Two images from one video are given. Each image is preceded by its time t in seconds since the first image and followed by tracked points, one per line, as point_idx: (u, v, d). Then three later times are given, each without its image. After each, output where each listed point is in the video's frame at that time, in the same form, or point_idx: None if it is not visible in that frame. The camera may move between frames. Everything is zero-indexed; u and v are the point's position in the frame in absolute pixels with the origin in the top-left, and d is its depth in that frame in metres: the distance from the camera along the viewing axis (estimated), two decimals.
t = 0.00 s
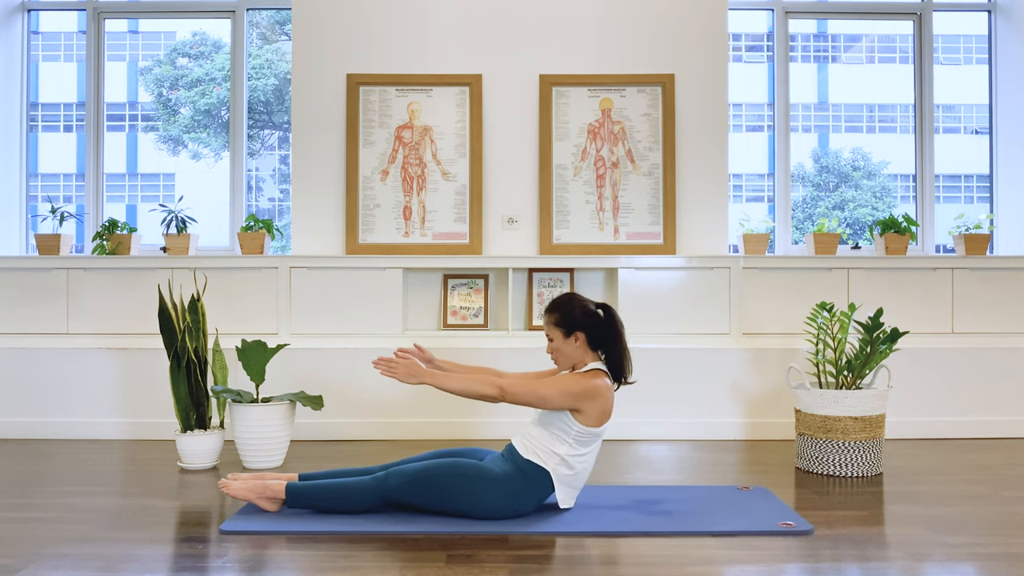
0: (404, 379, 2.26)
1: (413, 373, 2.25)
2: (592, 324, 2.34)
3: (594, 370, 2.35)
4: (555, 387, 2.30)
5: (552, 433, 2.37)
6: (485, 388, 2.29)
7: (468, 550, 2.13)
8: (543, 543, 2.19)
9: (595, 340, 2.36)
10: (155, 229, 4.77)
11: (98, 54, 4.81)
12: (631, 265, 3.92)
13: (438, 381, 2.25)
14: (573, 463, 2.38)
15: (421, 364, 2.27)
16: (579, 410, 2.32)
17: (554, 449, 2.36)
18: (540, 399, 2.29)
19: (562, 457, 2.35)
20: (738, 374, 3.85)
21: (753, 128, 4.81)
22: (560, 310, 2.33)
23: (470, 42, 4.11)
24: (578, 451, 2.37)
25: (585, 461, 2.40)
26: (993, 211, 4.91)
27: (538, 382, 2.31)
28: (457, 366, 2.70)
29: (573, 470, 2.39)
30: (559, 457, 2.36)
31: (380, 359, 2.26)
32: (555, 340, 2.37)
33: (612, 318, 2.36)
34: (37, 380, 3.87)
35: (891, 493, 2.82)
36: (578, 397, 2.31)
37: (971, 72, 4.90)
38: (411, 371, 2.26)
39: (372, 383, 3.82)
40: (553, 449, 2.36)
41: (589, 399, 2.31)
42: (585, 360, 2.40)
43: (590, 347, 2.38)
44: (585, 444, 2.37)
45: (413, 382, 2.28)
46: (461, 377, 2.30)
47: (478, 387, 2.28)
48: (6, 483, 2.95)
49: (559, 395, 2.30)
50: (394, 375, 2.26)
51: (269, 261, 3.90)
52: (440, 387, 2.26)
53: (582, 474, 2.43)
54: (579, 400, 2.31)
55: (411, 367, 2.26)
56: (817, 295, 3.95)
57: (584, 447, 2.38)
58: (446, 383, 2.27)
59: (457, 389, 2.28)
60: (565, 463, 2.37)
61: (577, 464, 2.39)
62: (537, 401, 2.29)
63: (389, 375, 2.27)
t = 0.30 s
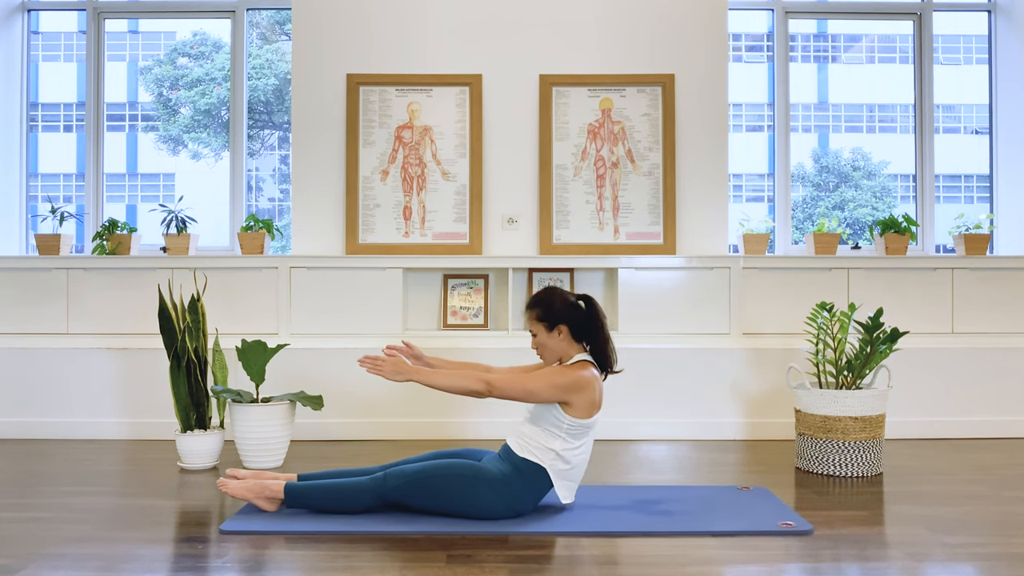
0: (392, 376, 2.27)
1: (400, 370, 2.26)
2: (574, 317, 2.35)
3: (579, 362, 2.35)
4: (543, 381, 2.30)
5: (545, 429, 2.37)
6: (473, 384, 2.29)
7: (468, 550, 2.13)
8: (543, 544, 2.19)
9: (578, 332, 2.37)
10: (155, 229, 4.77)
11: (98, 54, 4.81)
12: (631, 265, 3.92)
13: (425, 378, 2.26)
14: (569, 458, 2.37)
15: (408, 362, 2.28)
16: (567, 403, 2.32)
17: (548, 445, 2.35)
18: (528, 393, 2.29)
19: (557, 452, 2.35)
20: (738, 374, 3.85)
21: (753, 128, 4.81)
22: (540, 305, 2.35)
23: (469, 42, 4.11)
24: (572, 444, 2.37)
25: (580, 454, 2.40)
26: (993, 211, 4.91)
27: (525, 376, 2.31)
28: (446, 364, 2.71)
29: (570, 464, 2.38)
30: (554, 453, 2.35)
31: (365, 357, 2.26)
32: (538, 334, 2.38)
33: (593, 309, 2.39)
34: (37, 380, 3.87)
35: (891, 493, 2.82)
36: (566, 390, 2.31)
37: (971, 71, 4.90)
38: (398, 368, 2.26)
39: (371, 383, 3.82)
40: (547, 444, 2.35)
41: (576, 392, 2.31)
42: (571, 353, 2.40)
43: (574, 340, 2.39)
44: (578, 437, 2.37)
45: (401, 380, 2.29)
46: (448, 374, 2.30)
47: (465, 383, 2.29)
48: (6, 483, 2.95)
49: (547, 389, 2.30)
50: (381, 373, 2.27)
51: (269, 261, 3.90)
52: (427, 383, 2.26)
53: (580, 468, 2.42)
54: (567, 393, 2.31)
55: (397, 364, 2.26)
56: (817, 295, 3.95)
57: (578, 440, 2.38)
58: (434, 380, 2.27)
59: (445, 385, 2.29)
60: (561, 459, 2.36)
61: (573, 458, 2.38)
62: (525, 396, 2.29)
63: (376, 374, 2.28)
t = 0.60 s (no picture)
0: (375, 374, 2.27)
1: (384, 368, 2.27)
2: (553, 309, 2.35)
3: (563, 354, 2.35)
4: (527, 373, 2.28)
5: (535, 424, 2.37)
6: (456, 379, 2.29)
7: (468, 550, 2.13)
8: (543, 543, 2.19)
9: (558, 324, 2.37)
10: (155, 229, 4.77)
11: (98, 54, 4.81)
12: (631, 265, 3.92)
13: (409, 375, 2.26)
14: (564, 450, 2.35)
15: (391, 359, 2.28)
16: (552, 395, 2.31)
17: (539, 439, 2.35)
18: (513, 386, 2.27)
19: (549, 446, 2.34)
20: (739, 374, 3.85)
21: (753, 128, 4.81)
22: (519, 300, 2.35)
23: (469, 42, 4.11)
24: (564, 436, 2.35)
25: (574, 446, 2.38)
26: (992, 211, 4.91)
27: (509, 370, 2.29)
28: (434, 359, 2.72)
29: (564, 457, 2.36)
30: (548, 448, 2.34)
31: (348, 356, 2.26)
32: (520, 328, 2.38)
33: (572, 301, 2.37)
34: (37, 380, 3.87)
35: (891, 493, 2.82)
36: (550, 381, 2.29)
37: (971, 71, 4.90)
38: (380, 366, 2.27)
39: (371, 383, 3.82)
40: (538, 438, 2.35)
41: (561, 382, 2.30)
42: (554, 344, 2.40)
43: (555, 332, 2.38)
44: (569, 429, 2.36)
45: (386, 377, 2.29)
46: (432, 369, 2.30)
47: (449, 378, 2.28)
48: (6, 483, 2.95)
49: (531, 380, 2.28)
50: (365, 371, 2.27)
51: (269, 261, 3.90)
52: (411, 380, 2.26)
53: (577, 460, 2.40)
54: (552, 385, 2.30)
55: (381, 362, 2.27)
56: (817, 295, 3.95)
57: (570, 432, 2.36)
58: (418, 376, 2.27)
59: (429, 381, 2.29)
60: (555, 453, 2.35)
61: (568, 450, 2.37)
62: (510, 389, 2.27)
63: (360, 372, 2.27)
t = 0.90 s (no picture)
0: (359, 367, 2.26)
1: (367, 361, 2.25)
2: (532, 305, 2.35)
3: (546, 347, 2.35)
4: (511, 368, 2.28)
5: (528, 422, 2.37)
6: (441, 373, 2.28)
7: (468, 550, 2.13)
8: (543, 543, 2.19)
9: (538, 319, 2.37)
10: (155, 229, 4.77)
11: (98, 54, 4.81)
12: (631, 265, 3.92)
13: (393, 368, 2.24)
14: (560, 444, 2.35)
15: (375, 352, 2.27)
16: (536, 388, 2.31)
17: (533, 436, 2.34)
18: (497, 381, 2.27)
19: (544, 442, 2.33)
20: (739, 373, 3.85)
21: (753, 128, 4.81)
22: (497, 298, 2.35)
23: (469, 42, 4.11)
24: (558, 430, 2.35)
25: (569, 438, 2.38)
26: (992, 211, 4.91)
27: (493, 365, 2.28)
28: (419, 354, 2.71)
29: (560, 452, 2.35)
30: (543, 444, 2.34)
31: (331, 349, 2.23)
32: (500, 325, 2.38)
33: (550, 295, 2.38)
34: (37, 381, 3.87)
35: (891, 493, 2.82)
36: (534, 376, 2.29)
37: (971, 71, 4.90)
38: (364, 360, 2.25)
39: (371, 383, 3.82)
40: (532, 435, 2.35)
41: (546, 376, 2.30)
42: (535, 340, 2.40)
43: (535, 327, 2.39)
44: (561, 422, 2.35)
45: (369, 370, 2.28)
46: (416, 363, 2.28)
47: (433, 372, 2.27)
48: (6, 483, 2.95)
49: (515, 375, 2.28)
50: (348, 364, 2.25)
51: (269, 261, 3.90)
52: (394, 374, 2.25)
53: (574, 452, 2.40)
54: (536, 379, 2.30)
55: (365, 355, 2.25)
56: (817, 295, 3.95)
57: (562, 425, 2.36)
58: (402, 370, 2.25)
59: (413, 375, 2.27)
60: (551, 448, 2.34)
61: (564, 443, 2.36)
62: (494, 384, 2.27)
63: (343, 365, 2.25)
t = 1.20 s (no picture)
0: (342, 366, 2.27)
1: (349, 360, 2.26)
2: (511, 302, 2.35)
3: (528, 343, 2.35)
4: (494, 365, 2.27)
5: (519, 420, 2.37)
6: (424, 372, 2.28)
7: (468, 550, 2.13)
8: (542, 544, 2.19)
9: (518, 316, 2.37)
10: (155, 229, 4.77)
11: (98, 54, 4.81)
12: (631, 265, 3.92)
13: (375, 367, 2.25)
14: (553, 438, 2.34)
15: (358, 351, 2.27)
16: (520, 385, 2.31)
17: (526, 433, 2.34)
18: (481, 378, 2.26)
19: (537, 437, 2.33)
20: (739, 374, 3.85)
21: (753, 128, 4.81)
22: (476, 297, 2.35)
23: (469, 42, 4.11)
24: (550, 424, 2.35)
25: (562, 431, 2.37)
26: (992, 211, 4.91)
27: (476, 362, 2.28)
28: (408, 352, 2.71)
29: (555, 446, 2.34)
30: (536, 439, 2.33)
31: (314, 349, 2.25)
32: (482, 324, 2.38)
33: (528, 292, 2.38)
34: (37, 381, 3.87)
35: (891, 493, 2.82)
36: (518, 372, 2.29)
37: (971, 71, 4.90)
38: (347, 358, 2.27)
39: (370, 383, 3.82)
40: (525, 432, 2.34)
41: (530, 371, 2.30)
42: (517, 336, 2.41)
43: (517, 324, 2.39)
44: (552, 416, 2.35)
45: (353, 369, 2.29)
46: (400, 362, 2.29)
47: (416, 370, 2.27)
48: (6, 483, 2.95)
49: (498, 371, 2.27)
50: (331, 363, 2.27)
51: (269, 261, 3.90)
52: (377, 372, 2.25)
53: (568, 445, 2.39)
54: (519, 375, 2.29)
55: (347, 354, 2.26)
56: (817, 295, 3.95)
57: (553, 420, 2.35)
58: (384, 368, 2.26)
59: (396, 373, 2.28)
60: (545, 444, 2.34)
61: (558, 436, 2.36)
62: (477, 381, 2.26)
63: (326, 364, 2.27)
